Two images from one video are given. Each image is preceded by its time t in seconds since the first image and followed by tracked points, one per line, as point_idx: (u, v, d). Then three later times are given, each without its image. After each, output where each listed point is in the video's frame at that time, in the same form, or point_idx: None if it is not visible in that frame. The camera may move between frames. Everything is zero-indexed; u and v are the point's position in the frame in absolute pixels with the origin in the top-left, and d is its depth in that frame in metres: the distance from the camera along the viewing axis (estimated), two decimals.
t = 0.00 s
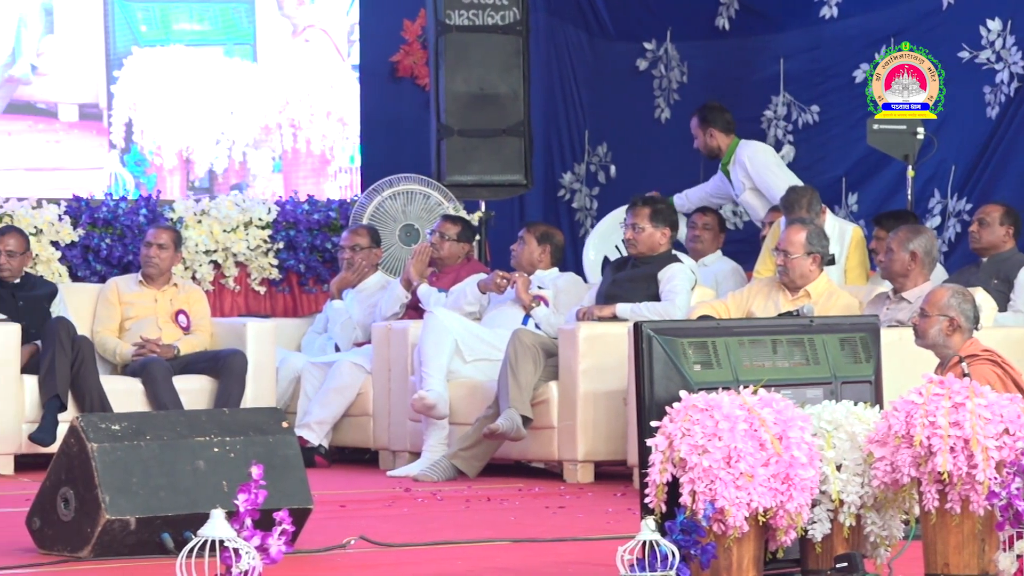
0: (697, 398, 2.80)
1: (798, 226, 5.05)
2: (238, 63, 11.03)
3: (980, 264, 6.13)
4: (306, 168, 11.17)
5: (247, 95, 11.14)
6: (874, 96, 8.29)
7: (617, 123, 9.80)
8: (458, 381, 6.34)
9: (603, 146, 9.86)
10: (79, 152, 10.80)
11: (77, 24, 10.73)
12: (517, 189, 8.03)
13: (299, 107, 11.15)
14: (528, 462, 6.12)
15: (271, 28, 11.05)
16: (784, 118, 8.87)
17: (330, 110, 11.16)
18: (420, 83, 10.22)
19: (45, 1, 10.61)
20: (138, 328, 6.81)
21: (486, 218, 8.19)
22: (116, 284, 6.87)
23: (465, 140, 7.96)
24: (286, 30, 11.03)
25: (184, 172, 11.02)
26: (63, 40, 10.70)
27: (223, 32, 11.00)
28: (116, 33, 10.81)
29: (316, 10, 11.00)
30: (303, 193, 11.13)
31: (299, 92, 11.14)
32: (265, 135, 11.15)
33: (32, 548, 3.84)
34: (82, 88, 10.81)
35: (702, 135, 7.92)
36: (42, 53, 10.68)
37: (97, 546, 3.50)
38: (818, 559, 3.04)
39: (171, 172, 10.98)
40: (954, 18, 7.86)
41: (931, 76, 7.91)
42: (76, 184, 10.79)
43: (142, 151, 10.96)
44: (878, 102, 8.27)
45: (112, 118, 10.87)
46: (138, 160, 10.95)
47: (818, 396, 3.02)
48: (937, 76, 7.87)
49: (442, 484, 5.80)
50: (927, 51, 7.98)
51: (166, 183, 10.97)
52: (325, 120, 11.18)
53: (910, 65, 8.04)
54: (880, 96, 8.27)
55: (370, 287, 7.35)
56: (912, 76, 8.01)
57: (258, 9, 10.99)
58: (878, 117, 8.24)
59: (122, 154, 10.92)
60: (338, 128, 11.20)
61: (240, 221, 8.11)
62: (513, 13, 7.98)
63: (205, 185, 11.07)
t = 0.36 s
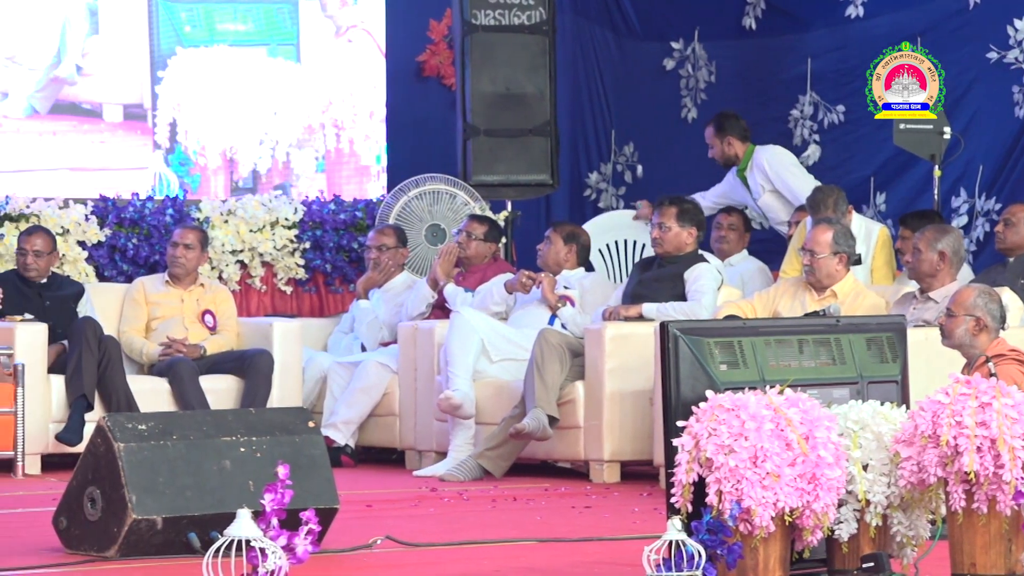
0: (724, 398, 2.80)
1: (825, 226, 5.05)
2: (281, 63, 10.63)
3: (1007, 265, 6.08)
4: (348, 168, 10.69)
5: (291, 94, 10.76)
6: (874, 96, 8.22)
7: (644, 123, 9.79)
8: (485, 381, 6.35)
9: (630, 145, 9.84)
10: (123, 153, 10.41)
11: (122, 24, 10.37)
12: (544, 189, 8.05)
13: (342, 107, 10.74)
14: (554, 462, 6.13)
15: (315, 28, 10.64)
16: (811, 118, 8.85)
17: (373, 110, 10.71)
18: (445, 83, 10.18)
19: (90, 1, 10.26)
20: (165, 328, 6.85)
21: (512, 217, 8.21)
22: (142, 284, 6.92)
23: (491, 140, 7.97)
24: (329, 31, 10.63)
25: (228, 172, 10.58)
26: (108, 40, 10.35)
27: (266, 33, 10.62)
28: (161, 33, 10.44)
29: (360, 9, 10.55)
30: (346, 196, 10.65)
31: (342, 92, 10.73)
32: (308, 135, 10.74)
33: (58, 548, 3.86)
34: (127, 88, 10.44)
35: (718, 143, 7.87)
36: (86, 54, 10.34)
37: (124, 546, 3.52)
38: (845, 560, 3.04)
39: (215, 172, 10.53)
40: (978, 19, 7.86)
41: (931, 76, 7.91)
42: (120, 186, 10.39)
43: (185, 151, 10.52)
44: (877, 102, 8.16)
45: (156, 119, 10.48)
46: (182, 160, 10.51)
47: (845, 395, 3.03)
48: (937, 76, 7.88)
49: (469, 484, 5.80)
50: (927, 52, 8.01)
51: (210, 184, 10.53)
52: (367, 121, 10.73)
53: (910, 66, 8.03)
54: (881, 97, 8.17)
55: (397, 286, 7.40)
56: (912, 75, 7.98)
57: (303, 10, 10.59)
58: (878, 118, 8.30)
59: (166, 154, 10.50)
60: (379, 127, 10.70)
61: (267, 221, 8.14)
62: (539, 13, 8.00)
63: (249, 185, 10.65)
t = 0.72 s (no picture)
0: (749, 398, 2.81)
1: (850, 226, 5.03)
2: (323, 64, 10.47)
3: None
4: (390, 169, 10.49)
5: (333, 93, 10.58)
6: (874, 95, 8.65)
7: (670, 125, 9.76)
8: (510, 381, 6.36)
9: (655, 145, 9.80)
10: (166, 153, 10.25)
11: (164, 24, 10.23)
12: (568, 189, 8.07)
13: (384, 107, 10.52)
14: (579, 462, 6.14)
15: (356, 29, 10.43)
16: (837, 117, 8.83)
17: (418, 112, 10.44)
18: (471, 83, 10.09)
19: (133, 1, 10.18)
20: (190, 328, 6.89)
21: (537, 217, 8.21)
22: (168, 284, 6.97)
23: (516, 140, 7.99)
24: (370, 31, 10.38)
25: (270, 171, 10.43)
26: (151, 41, 10.23)
27: (308, 34, 10.47)
28: (203, 32, 10.30)
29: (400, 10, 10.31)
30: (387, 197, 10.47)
31: (383, 92, 10.51)
32: (350, 135, 10.52)
33: (84, 548, 3.88)
34: (169, 88, 10.29)
35: (736, 155, 7.91)
36: (129, 54, 10.24)
37: (150, 546, 3.53)
38: (871, 559, 3.06)
39: (257, 172, 10.38)
40: (1005, 19, 7.85)
41: (931, 76, 8.32)
42: (163, 185, 10.21)
43: (228, 151, 10.35)
44: (877, 102, 8.65)
45: (198, 119, 10.31)
46: (224, 160, 10.33)
47: (870, 395, 3.03)
48: (936, 76, 8.27)
49: (494, 484, 5.81)
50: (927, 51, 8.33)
51: (253, 185, 10.37)
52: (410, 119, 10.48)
53: (909, 65, 8.42)
54: (879, 96, 8.64)
55: (422, 286, 7.38)
56: (912, 76, 8.43)
57: (345, 9, 10.40)
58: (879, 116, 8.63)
59: (208, 155, 10.32)
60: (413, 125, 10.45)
61: (292, 221, 8.18)
62: (564, 13, 7.99)
63: (291, 185, 10.50)
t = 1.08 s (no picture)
0: (775, 398, 2.81)
1: (876, 226, 5.02)
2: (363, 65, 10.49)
3: None
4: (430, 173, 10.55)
5: (374, 94, 10.58)
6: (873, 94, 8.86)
7: (696, 124, 9.73)
8: (536, 381, 6.37)
9: (681, 145, 9.74)
10: (207, 153, 10.36)
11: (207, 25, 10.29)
12: (594, 189, 8.08)
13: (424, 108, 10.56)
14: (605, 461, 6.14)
15: (396, 29, 10.46)
16: (862, 117, 8.89)
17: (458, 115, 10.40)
18: (496, 84, 9.93)
19: (176, 2, 10.23)
20: (216, 329, 6.93)
21: (563, 218, 8.26)
22: (193, 284, 7.00)
23: (542, 140, 8.00)
24: (411, 32, 10.44)
25: (312, 172, 10.50)
26: (194, 42, 10.30)
27: (349, 35, 10.47)
28: (244, 35, 10.30)
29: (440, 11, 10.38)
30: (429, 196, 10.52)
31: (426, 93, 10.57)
32: (390, 137, 10.53)
33: (110, 548, 3.89)
34: (211, 88, 10.39)
35: (761, 156, 7.90)
36: (171, 55, 10.31)
37: (175, 545, 3.53)
38: (897, 560, 3.06)
39: (298, 172, 10.46)
40: None
41: (931, 76, 8.58)
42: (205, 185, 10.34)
43: (269, 152, 10.45)
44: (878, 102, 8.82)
45: (240, 119, 10.42)
46: (265, 160, 10.45)
47: (896, 395, 3.03)
48: (937, 76, 8.54)
49: (520, 484, 5.82)
50: (926, 51, 8.59)
51: (293, 184, 10.44)
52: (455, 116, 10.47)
53: (909, 65, 8.68)
54: (879, 96, 8.83)
55: (448, 286, 7.41)
56: (912, 76, 8.66)
57: (385, 9, 10.43)
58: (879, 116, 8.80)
59: (249, 155, 10.43)
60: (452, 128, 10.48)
61: (318, 220, 8.20)
62: (590, 13, 7.99)
63: (332, 185, 10.55)
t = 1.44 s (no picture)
0: (799, 398, 2.81)
1: (899, 225, 5.00)
2: (402, 65, 10.49)
3: None
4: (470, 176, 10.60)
5: (413, 94, 10.59)
6: (873, 94, 9.01)
7: (721, 125, 9.72)
8: (560, 381, 6.38)
9: (704, 145, 9.74)
10: (247, 153, 10.39)
11: (247, 26, 10.31)
12: (618, 188, 8.08)
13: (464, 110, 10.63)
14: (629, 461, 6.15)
15: (435, 30, 10.47)
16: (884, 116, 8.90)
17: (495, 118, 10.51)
18: (521, 83, 9.78)
19: (216, 3, 10.25)
20: (240, 328, 6.96)
21: (586, 218, 8.24)
22: (217, 284, 7.03)
23: (566, 139, 8.01)
24: (451, 33, 10.46)
25: (351, 173, 10.50)
26: (233, 42, 10.32)
27: (388, 35, 10.47)
28: (284, 36, 10.32)
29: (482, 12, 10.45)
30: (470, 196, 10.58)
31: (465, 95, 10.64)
32: (430, 137, 10.57)
33: (133, 548, 3.91)
34: (251, 89, 10.43)
35: (789, 156, 7.91)
36: (211, 56, 10.33)
37: (199, 545, 3.54)
38: (921, 559, 3.05)
39: (338, 172, 10.47)
40: None
41: (931, 76, 8.69)
42: (247, 186, 10.35)
43: (309, 152, 10.48)
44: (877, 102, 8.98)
45: (280, 120, 10.44)
46: (305, 160, 10.47)
47: (920, 395, 3.03)
48: (937, 76, 8.66)
49: (543, 484, 5.82)
50: (926, 52, 8.73)
51: (333, 184, 10.45)
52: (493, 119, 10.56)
53: (909, 64, 8.78)
54: (880, 96, 8.97)
55: (471, 286, 7.42)
56: (912, 76, 8.75)
57: (425, 11, 10.43)
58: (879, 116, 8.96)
59: (289, 155, 10.48)
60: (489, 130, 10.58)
61: (341, 221, 8.23)
62: (614, 13, 8.00)
63: (371, 186, 10.55)
